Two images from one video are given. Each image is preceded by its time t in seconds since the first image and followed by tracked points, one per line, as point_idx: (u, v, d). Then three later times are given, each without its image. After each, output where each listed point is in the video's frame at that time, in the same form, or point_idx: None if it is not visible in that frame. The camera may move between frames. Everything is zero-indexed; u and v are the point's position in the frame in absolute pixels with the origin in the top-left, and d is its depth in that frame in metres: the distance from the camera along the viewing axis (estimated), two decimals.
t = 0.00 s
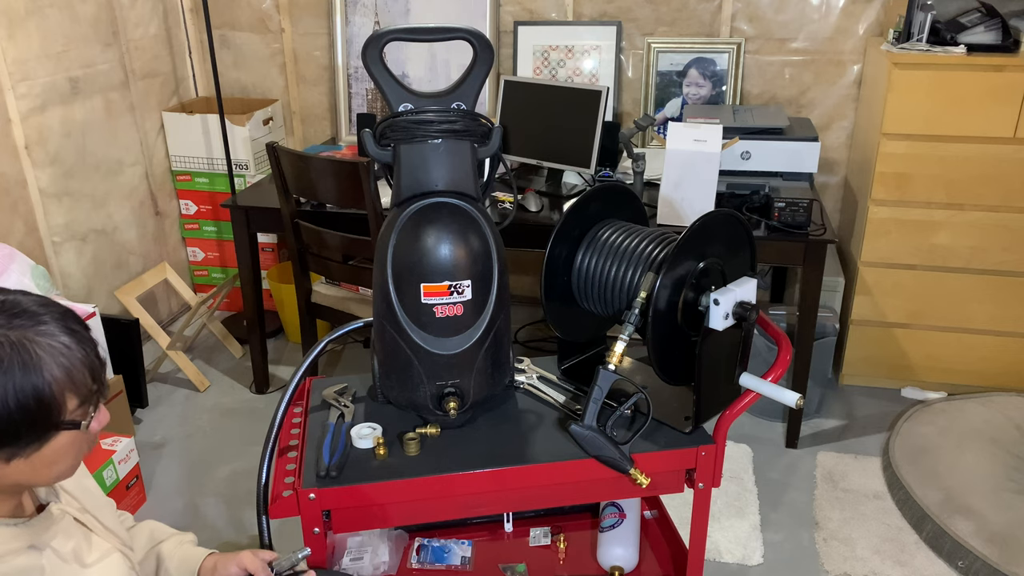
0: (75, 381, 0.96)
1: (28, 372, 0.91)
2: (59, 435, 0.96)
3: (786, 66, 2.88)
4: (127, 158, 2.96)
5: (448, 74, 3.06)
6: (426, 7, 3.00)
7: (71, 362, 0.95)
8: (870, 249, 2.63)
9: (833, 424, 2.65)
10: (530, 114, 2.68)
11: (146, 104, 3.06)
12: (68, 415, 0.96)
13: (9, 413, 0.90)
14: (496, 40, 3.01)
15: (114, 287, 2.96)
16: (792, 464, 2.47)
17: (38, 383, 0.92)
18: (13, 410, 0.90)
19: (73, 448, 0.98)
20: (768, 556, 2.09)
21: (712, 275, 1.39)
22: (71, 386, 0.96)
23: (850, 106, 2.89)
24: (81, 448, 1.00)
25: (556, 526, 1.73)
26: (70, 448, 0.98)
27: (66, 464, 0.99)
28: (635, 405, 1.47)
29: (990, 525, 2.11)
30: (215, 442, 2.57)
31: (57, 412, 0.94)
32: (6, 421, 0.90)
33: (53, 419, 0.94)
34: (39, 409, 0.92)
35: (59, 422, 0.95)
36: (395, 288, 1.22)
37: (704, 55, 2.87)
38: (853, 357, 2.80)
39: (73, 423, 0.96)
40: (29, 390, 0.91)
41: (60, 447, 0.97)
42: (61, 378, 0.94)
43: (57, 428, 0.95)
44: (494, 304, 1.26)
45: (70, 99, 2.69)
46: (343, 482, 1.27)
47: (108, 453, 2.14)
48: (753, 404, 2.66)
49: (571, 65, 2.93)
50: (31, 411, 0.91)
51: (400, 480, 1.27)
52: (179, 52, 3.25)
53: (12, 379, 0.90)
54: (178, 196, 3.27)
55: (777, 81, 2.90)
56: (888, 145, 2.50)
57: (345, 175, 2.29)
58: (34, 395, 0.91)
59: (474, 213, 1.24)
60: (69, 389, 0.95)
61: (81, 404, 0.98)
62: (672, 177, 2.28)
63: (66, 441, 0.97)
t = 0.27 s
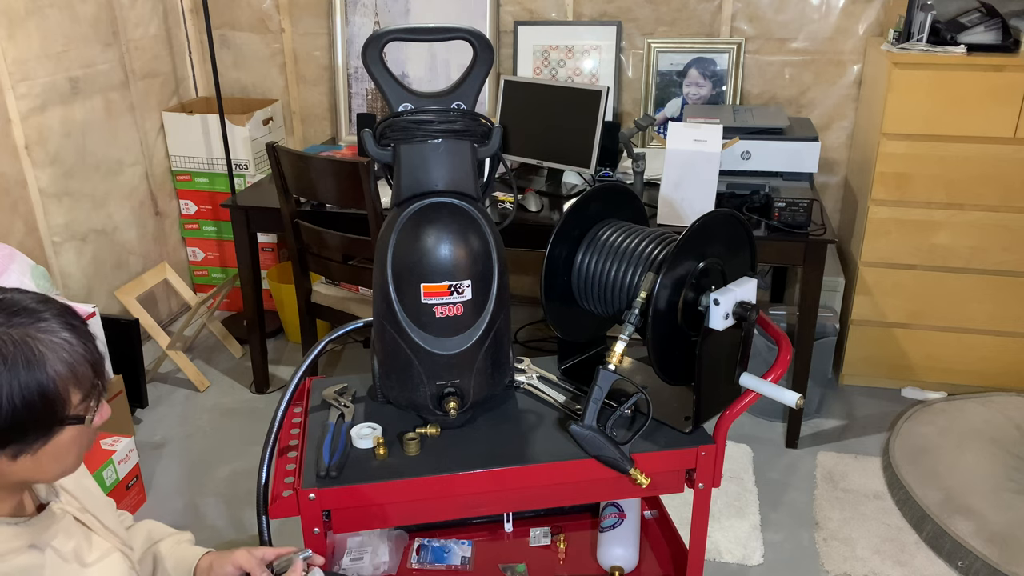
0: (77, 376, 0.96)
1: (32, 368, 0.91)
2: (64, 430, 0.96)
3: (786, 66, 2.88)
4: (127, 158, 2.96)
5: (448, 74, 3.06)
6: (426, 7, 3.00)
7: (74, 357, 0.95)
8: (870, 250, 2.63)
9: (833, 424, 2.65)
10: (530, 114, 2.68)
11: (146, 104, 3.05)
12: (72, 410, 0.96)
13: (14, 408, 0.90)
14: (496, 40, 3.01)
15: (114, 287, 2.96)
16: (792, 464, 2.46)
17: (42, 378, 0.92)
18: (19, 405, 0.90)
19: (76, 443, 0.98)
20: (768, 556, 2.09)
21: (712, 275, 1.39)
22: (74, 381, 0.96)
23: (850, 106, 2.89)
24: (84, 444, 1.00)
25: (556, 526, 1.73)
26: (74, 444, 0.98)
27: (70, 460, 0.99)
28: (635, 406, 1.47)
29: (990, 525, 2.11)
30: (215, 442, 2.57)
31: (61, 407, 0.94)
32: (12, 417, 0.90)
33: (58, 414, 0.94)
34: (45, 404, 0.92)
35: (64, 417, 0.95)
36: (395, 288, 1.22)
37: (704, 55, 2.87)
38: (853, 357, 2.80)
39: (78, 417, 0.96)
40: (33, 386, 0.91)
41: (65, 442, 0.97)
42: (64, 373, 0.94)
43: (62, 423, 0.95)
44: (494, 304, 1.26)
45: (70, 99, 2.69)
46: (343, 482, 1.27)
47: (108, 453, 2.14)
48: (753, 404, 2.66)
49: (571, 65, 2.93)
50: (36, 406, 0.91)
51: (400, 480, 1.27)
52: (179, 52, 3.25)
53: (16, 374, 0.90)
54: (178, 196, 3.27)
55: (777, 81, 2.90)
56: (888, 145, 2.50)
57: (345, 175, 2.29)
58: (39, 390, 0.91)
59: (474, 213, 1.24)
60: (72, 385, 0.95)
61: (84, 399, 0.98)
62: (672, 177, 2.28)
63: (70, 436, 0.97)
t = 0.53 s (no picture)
0: (83, 383, 0.96)
1: (38, 373, 0.91)
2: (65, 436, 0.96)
3: (786, 66, 2.88)
4: (127, 158, 2.96)
5: (448, 74, 3.06)
6: (426, 7, 3.00)
7: (80, 365, 0.95)
8: (870, 249, 2.63)
9: (833, 424, 2.65)
10: (530, 114, 2.68)
11: (146, 104, 3.06)
12: (74, 417, 0.96)
13: (17, 413, 0.90)
14: (496, 40, 3.01)
15: (114, 287, 2.96)
16: (792, 464, 2.46)
17: (47, 384, 0.92)
18: (21, 410, 0.90)
19: (77, 449, 0.98)
20: (768, 556, 2.09)
21: (712, 275, 1.39)
22: (79, 388, 0.96)
23: (850, 106, 2.89)
24: (84, 450, 1.00)
25: (556, 526, 1.73)
26: (74, 450, 0.98)
27: (71, 465, 0.99)
28: (635, 406, 1.47)
29: (990, 525, 2.11)
30: (215, 442, 2.57)
31: (64, 414, 0.94)
32: (14, 421, 0.90)
33: (60, 421, 0.94)
34: (48, 410, 0.92)
35: (66, 424, 0.95)
36: (395, 288, 1.22)
37: (704, 55, 2.87)
38: (853, 357, 2.80)
39: (79, 425, 0.96)
40: (37, 391, 0.91)
41: (65, 448, 0.97)
42: (70, 380, 0.94)
43: (63, 430, 0.95)
44: (494, 304, 1.26)
45: (70, 99, 2.69)
46: (343, 482, 1.27)
47: (108, 453, 2.14)
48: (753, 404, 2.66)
49: (571, 65, 2.93)
50: (39, 412, 0.91)
51: (400, 480, 1.27)
52: (179, 52, 3.25)
53: (22, 379, 0.90)
54: (178, 196, 3.27)
55: (777, 81, 2.90)
56: (888, 145, 2.50)
57: (345, 175, 2.29)
58: (43, 396, 0.91)
59: (474, 213, 1.24)
60: (77, 392, 0.95)
61: (87, 406, 0.98)
62: (672, 177, 2.28)
63: (71, 443, 0.97)
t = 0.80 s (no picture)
0: (83, 390, 0.96)
1: (40, 378, 0.91)
2: (61, 443, 0.96)
3: (786, 66, 2.88)
4: (127, 158, 2.96)
5: (448, 74, 3.06)
6: (426, 7, 3.00)
7: (81, 372, 0.95)
8: (870, 249, 2.63)
9: (833, 424, 2.65)
10: (530, 114, 2.68)
11: (146, 104, 3.06)
12: (71, 424, 0.96)
13: (14, 417, 0.90)
14: (496, 40, 3.01)
15: (114, 287, 2.96)
16: (793, 464, 2.47)
17: (47, 389, 0.92)
18: (19, 414, 0.90)
19: (73, 456, 0.98)
20: (768, 556, 2.09)
21: (712, 275, 1.39)
22: (78, 396, 0.96)
23: (850, 106, 2.89)
24: (80, 458, 1.00)
25: (556, 526, 1.73)
26: (71, 456, 0.98)
27: (67, 472, 0.98)
28: (635, 406, 1.47)
29: (990, 525, 2.11)
30: (215, 442, 2.57)
31: (61, 420, 0.94)
32: (10, 425, 0.90)
33: (57, 427, 0.94)
34: (45, 415, 0.92)
35: (63, 430, 0.95)
36: (395, 288, 1.22)
37: (704, 55, 2.87)
38: (853, 357, 2.80)
39: (76, 433, 0.96)
40: (37, 396, 0.91)
41: (61, 454, 0.96)
42: (70, 386, 0.94)
43: (59, 437, 0.95)
44: (494, 304, 1.26)
45: (70, 99, 2.69)
46: (343, 482, 1.27)
47: (108, 453, 2.14)
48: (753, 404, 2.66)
49: (571, 65, 2.93)
50: (37, 416, 0.91)
51: (401, 480, 1.27)
52: (179, 52, 3.25)
53: (23, 383, 0.90)
54: (178, 196, 3.27)
55: (777, 81, 2.90)
56: (888, 145, 2.50)
57: (345, 175, 2.29)
58: (42, 401, 0.91)
59: (474, 213, 1.24)
60: (76, 399, 0.95)
61: (86, 415, 0.98)
62: (672, 177, 2.28)
63: (67, 450, 0.97)
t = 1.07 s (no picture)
0: (85, 399, 0.96)
1: (43, 384, 0.91)
2: (58, 449, 0.95)
3: (786, 66, 2.88)
4: (127, 158, 2.96)
5: (448, 74, 3.06)
6: (426, 7, 3.00)
7: (86, 380, 0.95)
8: (870, 249, 2.63)
9: (833, 424, 2.66)
10: (530, 114, 2.68)
11: (146, 104, 3.06)
12: (70, 431, 0.96)
13: (14, 421, 0.89)
14: (496, 40, 3.01)
15: (114, 287, 2.96)
16: (793, 464, 2.47)
17: (49, 395, 0.91)
18: (18, 419, 0.90)
19: (70, 464, 0.98)
20: (768, 556, 2.09)
21: (712, 275, 1.39)
22: (80, 404, 0.95)
23: (850, 106, 2.89)
24: (78, 465, 0.99)
25: (556, 526, 1.73)
26: (70, 464, 0.98)
27: (64, 478, 0.98)
28: (635, 405, 1.47)
29: (990, 525, 2.11)
30: (215, 442, 2.57)
31: (60, 427, 0.94)
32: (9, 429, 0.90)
33: (56, 433, 0.94)
34: (44, 422, 0.92)
35: (62, 437, 0.95)
36: (395, 288, 1.22)
37: (704, 55, 2.87)
38: (853, 357, 2.80)
39: (74, 440, 0.96)
40: (39, 401, 0.91)
41: (58, 461, 0.96)
42: (72, 394, 0.94)
43: (58, 444, 0.95)
44: (494, 304, 1.26)
45: (70, 99, 2.69)
46: (343, 482, 1.27)
47: (108, 453, 2.14)
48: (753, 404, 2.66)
49: (571, 65, 2.93)
50: (38, 422, 0.91)
51: (400, 480, 1.27)
52: (179, 52, 3.25)
53: (26, 387, 0.90)
54: (178, 196, 3.27)
55: (777, 81, 2.90)
56: (888, 145, 2.50)
57: (345, 176, 2.29)
58: (43, 407, 0.91)
59: (474, 213, 1.24)
60: (77, 407, 0.95)
61: (85, 424, 0.97)
62: (672, 177, 2.28)
63: (66, 456, 0.96)
